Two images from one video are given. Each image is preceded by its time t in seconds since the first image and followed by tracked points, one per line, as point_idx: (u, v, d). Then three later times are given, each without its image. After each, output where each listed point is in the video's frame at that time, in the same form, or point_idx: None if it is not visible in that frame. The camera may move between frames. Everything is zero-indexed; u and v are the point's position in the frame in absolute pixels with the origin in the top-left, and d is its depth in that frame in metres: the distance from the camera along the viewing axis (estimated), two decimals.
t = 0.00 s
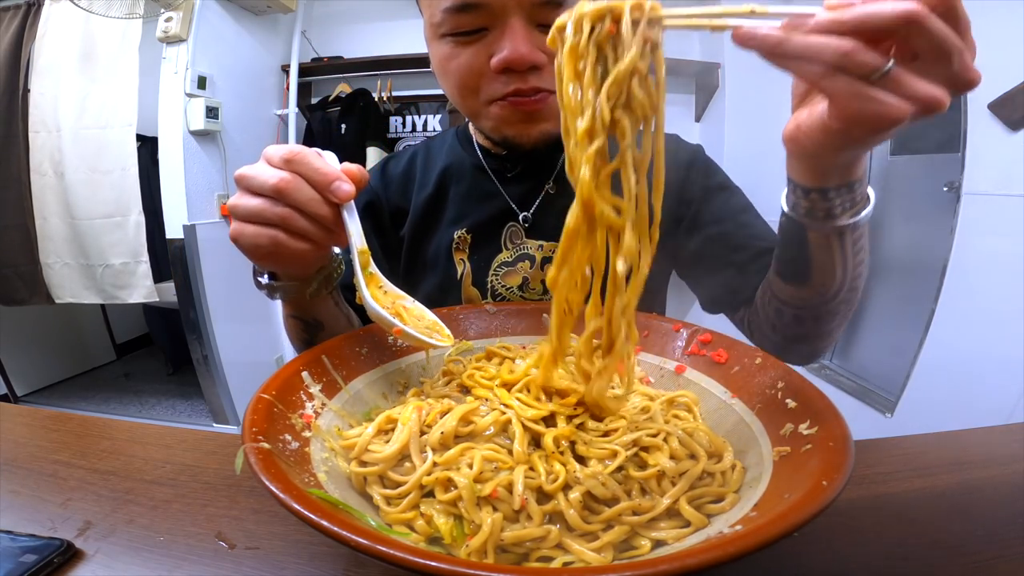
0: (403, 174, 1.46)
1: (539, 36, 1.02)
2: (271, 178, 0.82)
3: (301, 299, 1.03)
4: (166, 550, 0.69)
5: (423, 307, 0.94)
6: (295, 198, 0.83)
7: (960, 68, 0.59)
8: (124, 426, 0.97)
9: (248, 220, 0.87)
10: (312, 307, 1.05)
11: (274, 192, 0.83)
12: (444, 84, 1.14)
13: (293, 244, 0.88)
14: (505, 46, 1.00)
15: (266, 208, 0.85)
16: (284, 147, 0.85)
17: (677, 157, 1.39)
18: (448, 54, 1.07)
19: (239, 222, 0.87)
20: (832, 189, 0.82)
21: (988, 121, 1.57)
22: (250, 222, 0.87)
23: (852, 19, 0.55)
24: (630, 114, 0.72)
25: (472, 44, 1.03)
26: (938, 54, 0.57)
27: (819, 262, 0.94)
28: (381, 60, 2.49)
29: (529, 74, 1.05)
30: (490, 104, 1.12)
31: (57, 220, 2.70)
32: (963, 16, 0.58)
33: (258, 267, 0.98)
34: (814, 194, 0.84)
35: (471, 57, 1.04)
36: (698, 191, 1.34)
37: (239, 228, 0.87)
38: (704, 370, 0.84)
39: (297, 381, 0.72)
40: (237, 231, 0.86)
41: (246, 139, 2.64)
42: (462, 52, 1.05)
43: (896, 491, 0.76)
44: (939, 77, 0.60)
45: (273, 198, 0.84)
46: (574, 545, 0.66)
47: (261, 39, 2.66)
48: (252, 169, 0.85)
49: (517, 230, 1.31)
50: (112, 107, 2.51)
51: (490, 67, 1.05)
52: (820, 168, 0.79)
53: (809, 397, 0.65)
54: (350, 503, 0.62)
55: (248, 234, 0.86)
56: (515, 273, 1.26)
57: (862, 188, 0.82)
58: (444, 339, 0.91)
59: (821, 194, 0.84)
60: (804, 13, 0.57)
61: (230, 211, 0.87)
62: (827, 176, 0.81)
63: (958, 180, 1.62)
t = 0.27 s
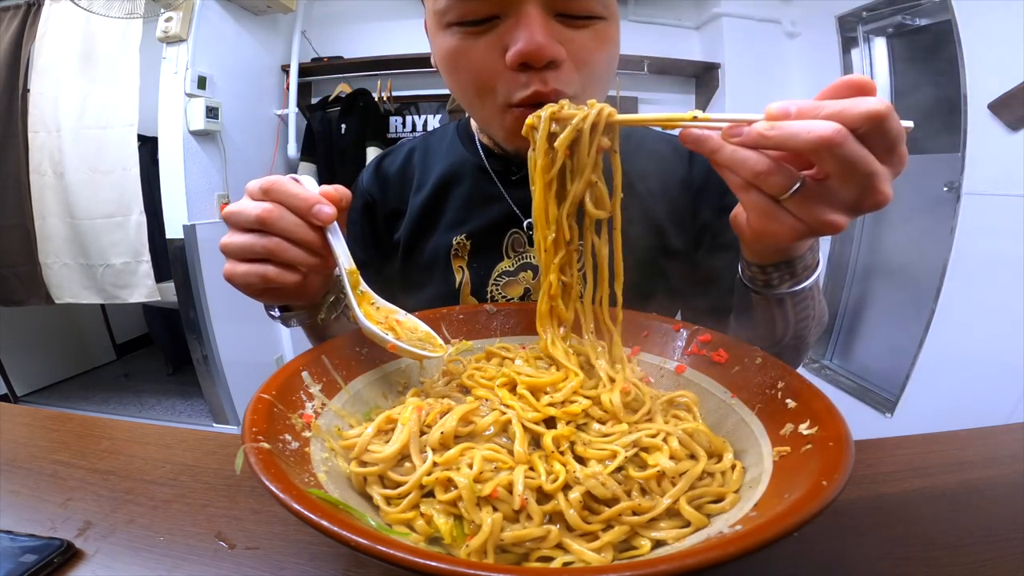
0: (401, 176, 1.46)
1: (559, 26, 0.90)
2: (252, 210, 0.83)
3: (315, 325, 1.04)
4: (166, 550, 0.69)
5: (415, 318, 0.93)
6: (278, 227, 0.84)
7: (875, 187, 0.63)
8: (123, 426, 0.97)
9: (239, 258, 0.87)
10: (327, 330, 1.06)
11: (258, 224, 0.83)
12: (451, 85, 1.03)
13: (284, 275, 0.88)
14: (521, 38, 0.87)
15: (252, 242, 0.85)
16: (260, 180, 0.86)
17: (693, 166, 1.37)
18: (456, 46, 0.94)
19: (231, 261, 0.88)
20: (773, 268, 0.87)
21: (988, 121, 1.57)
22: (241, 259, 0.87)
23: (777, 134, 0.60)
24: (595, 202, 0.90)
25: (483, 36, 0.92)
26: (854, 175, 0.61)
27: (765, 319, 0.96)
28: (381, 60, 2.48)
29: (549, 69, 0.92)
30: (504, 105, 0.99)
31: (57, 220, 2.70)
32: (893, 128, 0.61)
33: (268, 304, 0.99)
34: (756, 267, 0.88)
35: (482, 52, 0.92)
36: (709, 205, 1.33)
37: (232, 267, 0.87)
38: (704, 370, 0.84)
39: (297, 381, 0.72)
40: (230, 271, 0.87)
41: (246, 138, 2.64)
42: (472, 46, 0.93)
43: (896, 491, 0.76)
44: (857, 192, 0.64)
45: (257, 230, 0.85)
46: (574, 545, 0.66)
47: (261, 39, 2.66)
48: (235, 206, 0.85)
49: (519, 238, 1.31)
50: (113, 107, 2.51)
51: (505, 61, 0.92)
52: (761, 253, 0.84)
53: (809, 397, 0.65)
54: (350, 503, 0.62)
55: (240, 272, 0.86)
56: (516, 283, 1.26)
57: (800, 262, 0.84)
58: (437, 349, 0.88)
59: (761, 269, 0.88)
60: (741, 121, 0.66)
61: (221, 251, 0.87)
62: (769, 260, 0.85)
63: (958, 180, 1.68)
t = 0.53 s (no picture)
0: (402, 177, 1.46)
1: (559, 26, 0.90)
2: (248, 220, 0.83)
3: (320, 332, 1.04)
4: (166, 550, 0.69)
5: (418, 323, 0.93)
6: (275, 236, 0.83)
7: (875, 199, 0.62)
8: (124, 426, 0.97)
9: (240, 268, 0.88)
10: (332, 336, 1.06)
11: (254, 234, 0.83)
12: (450, 85, 1.03)
13: (285, 284, 0.88)
14: (523, 40, 0.88)
15: (250, 252, 0.85)
16: (254, 190, 0.85)
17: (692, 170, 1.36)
18: (457, 45, 0.94)
19: (234, 272, 0.88)
20: (772, 272, 0.86)
21: (989, 122, 1.57)
22: (242, 270, 0.88)
23: (780, 145, 0.59)
24: (594, 208, 0.90)
25: (485, 35, 0.92)
26: (855, 187, 0.60)
27: (761, 326, 0.96)
28: (381, 60, 2.48)
29: (550, 70, 0.91)
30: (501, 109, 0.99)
31: (57, 220, 2.70)
32: (898, 141, 0.59)
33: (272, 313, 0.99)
34: (754, 273, 0.88)
35: (485, 54, 0.92)
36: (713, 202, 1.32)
37: (234, 279, 0.88)
38: (704, 370, 0.84)
39: (298, 381, 0.72)
40: (232, 282, 0.87)
41: (247, 138, 2.64)
42: (474, 48, 0.93)
43: (896, 491, 0.76)
44: (856, 204, 0.63)
45: (254, 240, 0.85)
46: (574, 545, 0.66)
47: (261, 39, 2.66)
48: (231, 217, 0.85)
49: (519, 238, 1.30)
50: (112, 107, 2.51)
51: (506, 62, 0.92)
52: (761, 258, 0.83)
53: (809, 398, 0.65)
54: (350, 503, 0.62)
55: (242, 283, 0.87)
56: (516, 285, 1.25)
57: (799, 269, 0.85)
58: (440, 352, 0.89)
59: (760, 275, 0.88)
60: (745, 131, 0.64)
61: (222, 263, 0.88)
62: (768, 265, 0.85)
63: (958, 180, 1.70)
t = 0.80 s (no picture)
0: (404, 174, 1.46)
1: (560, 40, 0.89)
2: (257, 208, 0.84)
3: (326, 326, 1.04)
4: (166, 550, 0.69)
5: (422, 308, 0.94)
6: (283, 223, 0.84)
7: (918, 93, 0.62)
8: (124, 426, 0.97)
9: (248, 256, 0.88)
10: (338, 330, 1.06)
11: (263, 221, 0.84)
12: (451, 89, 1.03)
13: (293, 271, 0.87)
14: (524, 54, 0.89)
15: (259, 239, 0.85)
16: (265, 180, 0.87)
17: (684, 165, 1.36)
18: (462, 56, 0.94)
19: (242, 260, 0.88)
20: (803, 199, 0.84)
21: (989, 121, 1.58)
22: (251, 257, 0.88)
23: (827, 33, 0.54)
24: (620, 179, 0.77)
25: (489, 47, 0.91)
26: (906, 74, 0.58)
27: (795, 273, 0.95)
28: (381, 60, 2.48)
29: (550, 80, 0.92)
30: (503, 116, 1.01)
31: (56, 221, 2.70)
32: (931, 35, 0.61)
33: (280, 305, 1.00)
34: (784, 203, 0.86)
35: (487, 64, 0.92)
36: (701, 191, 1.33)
37: (242, 266, 0.88)
38: (704, 370, 0.84)
39: (298, 381, 0.72)
40: (240, 270, 0.87)
41: (246, 138, 2.64)
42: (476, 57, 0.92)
43: (896, 491, 0.76)
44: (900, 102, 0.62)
45: (263, 227, 0.85)
46: (574, 545, 0.66)
47: (261, 40, 2.66)
48: (241, 206, 0.86)
49: (517, 230, 1.30)
50: (112, 107, 2.51)
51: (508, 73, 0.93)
52: (787, 178, 0.80)
53: (809, 398, 0.65)
54: (350, 503, 0.62)
55: (250, 270, 0.87)
56: (515, 274, 1.25)
57: (830, 197, 0.84)
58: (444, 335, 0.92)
59: (792, 205, 0.86)
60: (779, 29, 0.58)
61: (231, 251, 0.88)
62: (799, 191, 0.83)
63: (958, 180, 1.66)
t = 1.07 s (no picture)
0: (405, 175, 1.46)
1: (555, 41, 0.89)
2: (266, 213, 0.84)
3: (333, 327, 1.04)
4: (166, 550, 0.69)
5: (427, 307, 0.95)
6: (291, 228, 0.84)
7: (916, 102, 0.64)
8: (123, 426, 0.97)
9: (258, 260, 0.88)
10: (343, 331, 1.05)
11: (272, 226, 0.84)
12: (452, 90, 1.04)
13: (302, 274, 0.88)
14: (521, 54, 0.88)
15: (269, 243, 0.86)
16: (274, 184, 0.87)
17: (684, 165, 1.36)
18: (461, 57, 0.94)
19: (251, 263, 0.89)
20: (805, 207, 0.84)
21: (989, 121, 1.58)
22: (260, 261, 0.88)
23: (829, 46, 0.56)
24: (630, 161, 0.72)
25: (486, 48, 0.91)
26: (905, 85, 0.60)
27: (795, 280, 0.97)
28: (381, 60, 2.48)
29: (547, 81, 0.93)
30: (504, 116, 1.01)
31: (55, 221, 2.70)
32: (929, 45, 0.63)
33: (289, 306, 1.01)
34: (786, 211, 0.86)
35: (486, 63, 0.93)
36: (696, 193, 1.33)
37: (251, 270, 0.88)
38: (704, 370, 0.84)
39: (297, 381, 0.72)
40: (250, 274, 0.87)
41: (246, 138, 2.64)
42: (476, 58, 0.93)
43: (895, 491, 0.76)
44: (901, 110, 0.64)
45: (272, 232, 0.86)
46: (574, 545, 0.66)
47: (261, 40, 2.66)
48: (250, 211, 0.86)
49: (516, 229, 1.30)
50: (111, 107, 2.51)
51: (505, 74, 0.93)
52: (790, 188, 0.82)
53: (809, 398, 0.65)
54: (350, 503, 0.62)
55: (259, 274, 0.87)
56: (514, 272, 1.25)
57: (833, 206, 0.84)
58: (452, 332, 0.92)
59: (794, 213, 0.86)
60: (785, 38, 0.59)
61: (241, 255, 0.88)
62: (800, 199, 0.84)
63: (958, 180, 1.62)
